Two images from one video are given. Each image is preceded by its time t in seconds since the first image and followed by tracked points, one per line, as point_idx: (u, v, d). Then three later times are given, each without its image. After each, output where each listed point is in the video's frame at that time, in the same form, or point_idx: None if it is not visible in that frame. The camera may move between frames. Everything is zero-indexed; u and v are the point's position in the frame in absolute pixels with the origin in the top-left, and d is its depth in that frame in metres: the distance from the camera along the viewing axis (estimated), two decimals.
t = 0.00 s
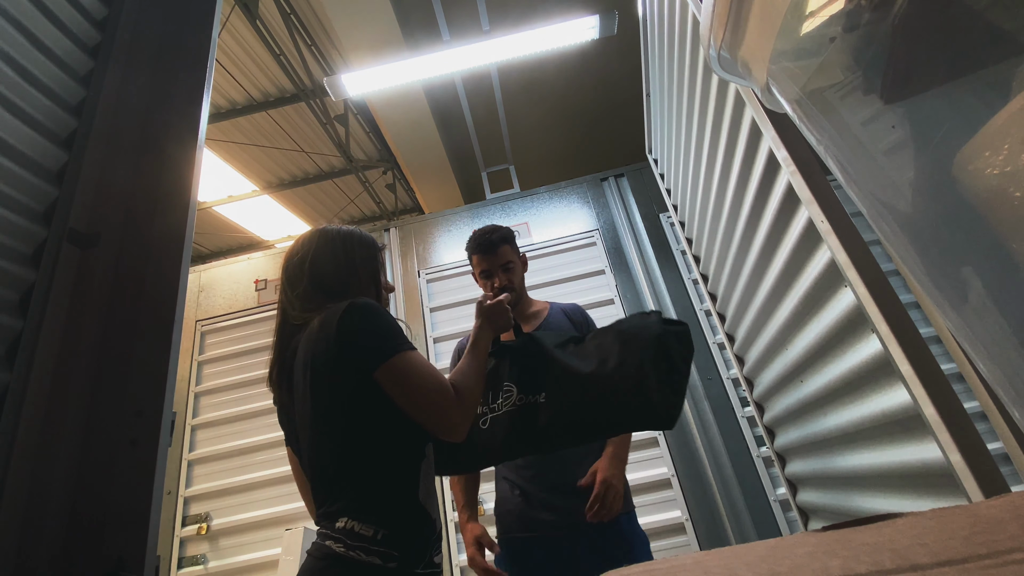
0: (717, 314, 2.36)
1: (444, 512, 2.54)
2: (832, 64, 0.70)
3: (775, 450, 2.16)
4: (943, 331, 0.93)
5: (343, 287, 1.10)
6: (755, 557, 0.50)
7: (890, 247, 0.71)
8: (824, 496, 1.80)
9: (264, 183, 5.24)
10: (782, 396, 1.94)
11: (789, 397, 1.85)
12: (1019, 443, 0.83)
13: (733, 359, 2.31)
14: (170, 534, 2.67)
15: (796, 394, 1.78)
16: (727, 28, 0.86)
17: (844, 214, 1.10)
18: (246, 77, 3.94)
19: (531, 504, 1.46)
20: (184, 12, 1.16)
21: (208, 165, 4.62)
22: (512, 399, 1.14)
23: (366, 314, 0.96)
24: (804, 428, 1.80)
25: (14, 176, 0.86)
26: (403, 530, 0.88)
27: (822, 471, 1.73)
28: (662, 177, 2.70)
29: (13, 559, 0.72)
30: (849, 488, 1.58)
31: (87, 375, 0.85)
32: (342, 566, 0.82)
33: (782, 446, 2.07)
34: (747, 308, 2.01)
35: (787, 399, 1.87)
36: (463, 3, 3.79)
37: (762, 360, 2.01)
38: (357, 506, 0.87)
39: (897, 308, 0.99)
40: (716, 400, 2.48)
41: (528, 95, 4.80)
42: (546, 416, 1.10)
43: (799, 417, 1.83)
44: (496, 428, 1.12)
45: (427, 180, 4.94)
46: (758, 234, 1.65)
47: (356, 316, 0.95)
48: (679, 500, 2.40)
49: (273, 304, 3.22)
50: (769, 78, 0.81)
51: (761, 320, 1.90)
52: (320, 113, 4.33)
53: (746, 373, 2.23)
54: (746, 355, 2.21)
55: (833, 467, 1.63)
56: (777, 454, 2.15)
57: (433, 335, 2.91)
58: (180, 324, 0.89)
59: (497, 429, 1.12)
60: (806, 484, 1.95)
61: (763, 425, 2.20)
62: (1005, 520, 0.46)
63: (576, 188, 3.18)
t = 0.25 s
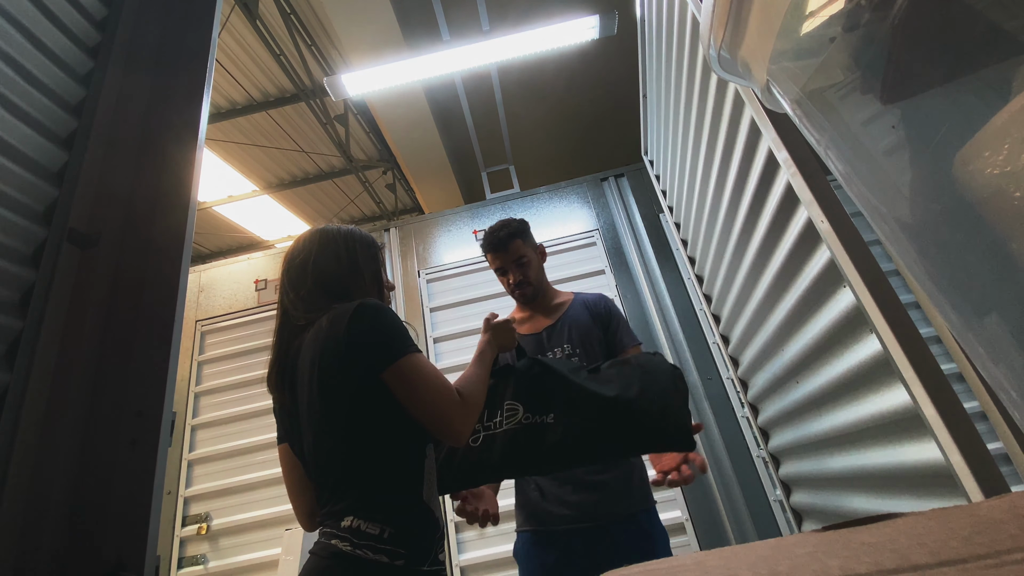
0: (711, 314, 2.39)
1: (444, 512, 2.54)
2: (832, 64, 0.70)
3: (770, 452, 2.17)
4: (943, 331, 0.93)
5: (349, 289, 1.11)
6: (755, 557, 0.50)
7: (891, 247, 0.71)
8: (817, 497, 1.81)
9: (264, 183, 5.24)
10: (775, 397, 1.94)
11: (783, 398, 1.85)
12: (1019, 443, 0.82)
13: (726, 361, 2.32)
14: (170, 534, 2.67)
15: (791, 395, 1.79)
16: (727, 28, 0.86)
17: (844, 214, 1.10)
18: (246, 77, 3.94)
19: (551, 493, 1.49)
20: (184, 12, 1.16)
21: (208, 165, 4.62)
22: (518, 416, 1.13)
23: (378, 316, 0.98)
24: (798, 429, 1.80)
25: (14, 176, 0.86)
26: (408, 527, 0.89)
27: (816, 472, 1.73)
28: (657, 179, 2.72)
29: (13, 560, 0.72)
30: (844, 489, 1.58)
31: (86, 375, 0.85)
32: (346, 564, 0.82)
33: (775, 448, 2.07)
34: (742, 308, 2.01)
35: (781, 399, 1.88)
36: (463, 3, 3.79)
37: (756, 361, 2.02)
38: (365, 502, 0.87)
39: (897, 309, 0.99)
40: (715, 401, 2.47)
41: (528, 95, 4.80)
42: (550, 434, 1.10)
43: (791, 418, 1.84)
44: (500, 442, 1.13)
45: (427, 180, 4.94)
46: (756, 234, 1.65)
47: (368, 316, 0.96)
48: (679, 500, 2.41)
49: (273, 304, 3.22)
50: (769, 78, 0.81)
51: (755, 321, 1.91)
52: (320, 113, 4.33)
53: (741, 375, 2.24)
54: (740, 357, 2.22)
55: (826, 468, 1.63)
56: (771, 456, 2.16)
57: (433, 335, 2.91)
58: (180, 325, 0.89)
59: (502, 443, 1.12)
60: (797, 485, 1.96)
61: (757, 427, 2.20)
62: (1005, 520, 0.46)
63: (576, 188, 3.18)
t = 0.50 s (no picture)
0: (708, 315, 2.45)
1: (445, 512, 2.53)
2: (832, 64, 0.70)
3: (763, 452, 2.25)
4: (943, 331, 0.93)
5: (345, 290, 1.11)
6: (755, 557, 0.50)
7: (891, 247, 0.71)
8: (816, 499, 1.82)
9: (264, 183, 5.24)
10: (773, 397, 1.95)
11: (781, 399, 1.86)
12: (1019, 443, 0.82)
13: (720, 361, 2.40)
14: (170, 534, 2.67)
15: (789, 395, 1.79)
16: (727, 28, 0.86)
17: (844, 213, 1.10)
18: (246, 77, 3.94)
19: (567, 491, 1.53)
20: (183, 12, 1.16)
21: (208, 165, 4.62)
22: (521, 419, 1.13)
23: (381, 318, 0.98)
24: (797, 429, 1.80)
25: (14, 176, 0.86)
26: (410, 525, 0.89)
27: (815, 473, 1.74)
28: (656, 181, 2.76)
29: (13, 560, 0.72)
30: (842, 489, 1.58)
31: (86, 375, 0.85)
32: (348, 565, 0.82)
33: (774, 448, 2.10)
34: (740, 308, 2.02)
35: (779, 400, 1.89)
36: (463, 2, 3.79)
37: (752, 362, 2.05)
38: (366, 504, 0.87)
39: (897, 309, 0.98)
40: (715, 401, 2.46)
41: (528, 95, 4.80)
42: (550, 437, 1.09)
43: (790, 418, 1.85)
44: (501, 444, 1.11)
45: (427, 180, 4.94)
46: (754, 234, 1.65)
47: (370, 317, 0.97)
48: (680, 500, 2.42)
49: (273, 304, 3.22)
50: (769, 78, 0.81)
51: (752, 321, 1.92)
52: (320, 113, 4.33)
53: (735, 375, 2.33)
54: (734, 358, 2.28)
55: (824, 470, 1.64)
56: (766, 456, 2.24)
57: (433, 335, 2.91)
58: (180, 325, 0.89)
59: (502, 445, 1.11)
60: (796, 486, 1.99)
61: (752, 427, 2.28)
62: (1005, 520, 0.46)
63: (576, 188, 3.18)
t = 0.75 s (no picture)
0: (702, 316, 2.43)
1: (445, 512, 2.53)
2: (832, 64, 0.70)
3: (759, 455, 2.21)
4: (943, 331, 0.93)
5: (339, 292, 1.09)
6: (755, 557, 0.50)
7: (891, 247, 0.71)
8: (808, 500, 1.83)
9: (264, 183, 5.23)
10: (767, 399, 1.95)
11: (776, 400, 1.87)
12: (1019, 444, 0.82)
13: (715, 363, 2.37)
14: (170, 534, 2.67)
15: (784, 396, 1.79)
16: (727, 28, 0.86)
17: (844, 213, 1.10)
18: (246, 77, 3.94)
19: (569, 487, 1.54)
20: (183, 13, 1.16)
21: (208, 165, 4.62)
22: (545, 390, 1.29)
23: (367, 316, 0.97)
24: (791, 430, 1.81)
25: (14, 176, 0.86)
26: (397, 528, 0.89)
27: (810, 474, 1.74)
28: (650, 183, 2.77)
29: (13, 561, 0.72)
30: (837, 490, 1.58)
31: (86, 375, 0.85)
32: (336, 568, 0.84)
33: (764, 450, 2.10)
34: (735, 309, 2.02)
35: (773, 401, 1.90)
36: (463, 3, 3.79)
37: (746, 364, 2.05)
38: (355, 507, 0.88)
39: (897, 309, 0.98)
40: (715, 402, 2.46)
41: (528, 95, 4.80)
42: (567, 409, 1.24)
43: (784, 419, 1.85)
44: (524, 413, 1.28)
45: (427, 180, 4.94)
46: (752, 234, 1.65)
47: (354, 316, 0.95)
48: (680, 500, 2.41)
49: (273, 305, 3.22)
50: (769, 78, 0.81)
51: (748, 321, 1.92)
52: (320, 113, 4.33)
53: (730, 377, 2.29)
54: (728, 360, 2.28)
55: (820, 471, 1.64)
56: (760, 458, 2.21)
57: (433, 335, 2.91)
58: (180, 325, 0.89)
59: (526, 415, 1.28)
60: (788, 486, 1.98)
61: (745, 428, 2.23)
62: (1005, 520, 0.46)
63: (576, 188, 3.17)
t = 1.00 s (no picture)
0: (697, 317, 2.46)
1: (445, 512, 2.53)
2: (832, 64, 0.70)
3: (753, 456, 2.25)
4: (943, 331, 0.93)
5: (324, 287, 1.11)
6: (755, 557, 0.50)
7: (890, 247, 0.71)
8: (802, 500, 1.85)
9: (264, 183, 5.23)
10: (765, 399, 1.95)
11: (773, 400, 1.87)
12: (1019, 444, 0.82)
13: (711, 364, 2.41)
14: (170, 534, 2.67)
15: (780, 396, 1.80)
16: (727, 28, 0.86)
17: (844, 213, 1.10)
18: (246, 77, 3.94)
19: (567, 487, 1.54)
20: (183, 13, 1.16)
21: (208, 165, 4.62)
22: (555, 412, 1.32)
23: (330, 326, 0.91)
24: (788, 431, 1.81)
25: (14, 176, 0.86)
26: (358, 544, 0.89)
27: (804, 474, 1.75)
28: (647, 183, 2.79)
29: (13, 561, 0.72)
30: (834, 490, 1.57)
31: (86, 376, 0.85)
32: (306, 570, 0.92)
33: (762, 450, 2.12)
34: (733, 309, 2.02)
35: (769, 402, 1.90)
36: (463, 3, 3.79)
37: (743, 365, 2.07)
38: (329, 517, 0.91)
39: (898, 310, 0.98)
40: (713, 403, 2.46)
41: (528, 95, 4.80)
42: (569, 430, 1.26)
43: (780, 420, 1.86)
44: (530, 433, 1.30)
45: (427, 180, 4.94)
46: (750, 234, 1.65)
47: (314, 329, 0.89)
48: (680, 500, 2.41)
49: (273, 304, 3.22)
50: (769, 78, 0.81)
51: (746, 322, 1.91)
52: (320, 113, 4.33)
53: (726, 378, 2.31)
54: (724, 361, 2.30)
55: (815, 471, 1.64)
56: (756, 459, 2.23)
57: (433, 335, 2.91)
58: (180, 324, 0.89)
59: (532, 434, 1.30)
60: (786, 488, 1.98)
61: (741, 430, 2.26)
62: (1005, 520, 0.46)
63: (576, 188, 3.17)
